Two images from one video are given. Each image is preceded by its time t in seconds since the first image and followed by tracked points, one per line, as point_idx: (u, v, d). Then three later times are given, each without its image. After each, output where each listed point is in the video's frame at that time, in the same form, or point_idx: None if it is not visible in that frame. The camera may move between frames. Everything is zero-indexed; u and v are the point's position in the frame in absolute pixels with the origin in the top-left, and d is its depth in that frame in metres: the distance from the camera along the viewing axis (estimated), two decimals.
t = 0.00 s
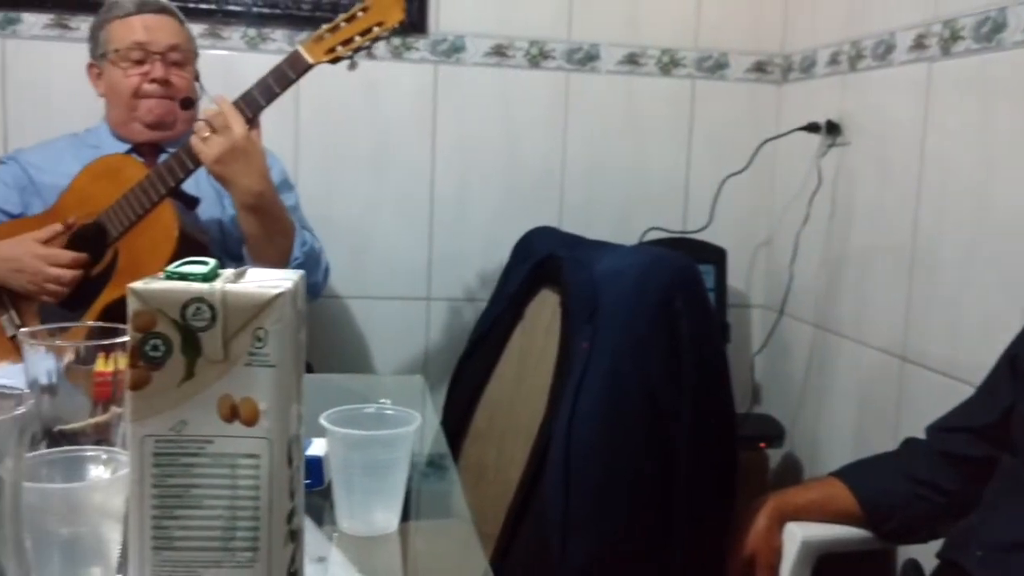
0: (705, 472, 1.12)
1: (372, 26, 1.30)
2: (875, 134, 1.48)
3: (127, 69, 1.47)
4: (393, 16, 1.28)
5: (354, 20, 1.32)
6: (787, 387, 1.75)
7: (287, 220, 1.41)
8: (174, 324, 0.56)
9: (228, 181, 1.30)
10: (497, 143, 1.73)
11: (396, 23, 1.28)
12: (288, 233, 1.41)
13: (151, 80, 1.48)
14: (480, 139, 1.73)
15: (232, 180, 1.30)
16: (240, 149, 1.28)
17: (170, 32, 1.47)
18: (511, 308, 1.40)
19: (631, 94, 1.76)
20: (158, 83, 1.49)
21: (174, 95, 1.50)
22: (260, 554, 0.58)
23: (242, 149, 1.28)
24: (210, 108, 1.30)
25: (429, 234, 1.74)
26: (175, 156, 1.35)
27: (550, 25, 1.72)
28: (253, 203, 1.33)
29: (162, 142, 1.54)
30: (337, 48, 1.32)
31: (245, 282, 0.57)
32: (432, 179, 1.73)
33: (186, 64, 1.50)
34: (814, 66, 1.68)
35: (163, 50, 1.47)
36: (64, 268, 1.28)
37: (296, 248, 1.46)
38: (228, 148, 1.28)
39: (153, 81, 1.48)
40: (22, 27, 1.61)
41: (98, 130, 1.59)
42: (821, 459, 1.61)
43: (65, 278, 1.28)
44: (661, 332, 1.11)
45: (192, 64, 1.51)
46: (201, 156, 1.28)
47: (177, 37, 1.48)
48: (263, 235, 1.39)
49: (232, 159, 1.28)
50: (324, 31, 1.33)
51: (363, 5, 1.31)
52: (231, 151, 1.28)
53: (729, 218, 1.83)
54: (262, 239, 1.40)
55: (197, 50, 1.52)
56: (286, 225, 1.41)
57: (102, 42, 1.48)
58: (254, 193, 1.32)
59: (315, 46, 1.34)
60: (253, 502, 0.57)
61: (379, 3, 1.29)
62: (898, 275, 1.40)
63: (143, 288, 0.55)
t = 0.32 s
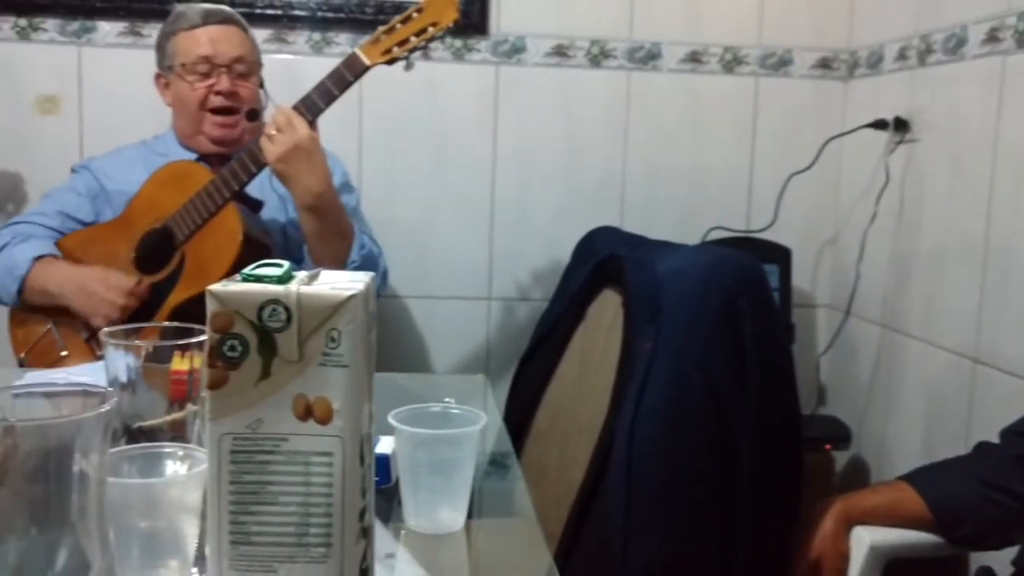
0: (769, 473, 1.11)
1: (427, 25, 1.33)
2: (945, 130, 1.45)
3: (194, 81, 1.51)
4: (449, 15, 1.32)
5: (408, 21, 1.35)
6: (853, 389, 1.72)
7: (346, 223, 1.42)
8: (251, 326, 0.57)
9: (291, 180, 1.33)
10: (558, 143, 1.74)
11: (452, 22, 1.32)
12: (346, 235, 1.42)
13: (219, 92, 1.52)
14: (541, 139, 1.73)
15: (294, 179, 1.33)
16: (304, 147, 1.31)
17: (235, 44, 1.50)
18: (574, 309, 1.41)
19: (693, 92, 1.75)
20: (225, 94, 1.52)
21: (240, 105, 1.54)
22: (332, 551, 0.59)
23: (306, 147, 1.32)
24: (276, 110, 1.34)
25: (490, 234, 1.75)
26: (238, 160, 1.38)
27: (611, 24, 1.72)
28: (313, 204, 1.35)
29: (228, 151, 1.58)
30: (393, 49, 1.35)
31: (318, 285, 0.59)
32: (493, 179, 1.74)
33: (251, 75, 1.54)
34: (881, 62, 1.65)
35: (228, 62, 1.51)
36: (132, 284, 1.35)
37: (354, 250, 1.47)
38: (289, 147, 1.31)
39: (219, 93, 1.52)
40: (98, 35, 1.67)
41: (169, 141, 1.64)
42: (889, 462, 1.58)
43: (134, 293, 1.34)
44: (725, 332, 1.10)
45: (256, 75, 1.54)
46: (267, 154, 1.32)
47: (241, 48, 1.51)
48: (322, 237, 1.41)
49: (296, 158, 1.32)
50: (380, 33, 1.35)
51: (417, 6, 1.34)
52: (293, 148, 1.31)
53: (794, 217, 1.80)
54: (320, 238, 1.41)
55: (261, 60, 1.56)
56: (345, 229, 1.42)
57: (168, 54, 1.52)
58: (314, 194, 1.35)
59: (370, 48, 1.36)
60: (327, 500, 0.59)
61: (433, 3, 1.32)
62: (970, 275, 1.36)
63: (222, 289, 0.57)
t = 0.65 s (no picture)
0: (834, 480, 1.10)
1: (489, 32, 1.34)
2: (1015, 130, 1.41)
3: (259, 88, 1.54)
4: (511, 21, 1.32)
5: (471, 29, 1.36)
6: (920, 396, 1.68)
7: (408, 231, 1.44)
8: (325, 331, 0.59)
9: (354, 190, 1.35)
10: (617, 146, 1.73)
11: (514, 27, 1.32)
12: (406, 243, 1.44)
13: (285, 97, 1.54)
14: (599, 143, 1.73)
15: (359, 188, 1.35)
16: (367, 157, 1.33)
17: (299, 48, 1.53)
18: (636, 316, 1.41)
19: (754, 94, 1.73)
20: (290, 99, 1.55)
21: (304, 110, 1.57)
22: (403, 553, 0.60)
23: (369, 158, 1.33)
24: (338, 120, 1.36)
25: (548, 238, 1.75)
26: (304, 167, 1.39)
27: (670, 27, 1.71)
28: (374, 213, 1.37)
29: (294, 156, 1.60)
30: (455, 56, 1.36)
31: (389, 291, 0.60)
32: (551, 184, 1.74)
33: (314, 78, 1.57)
34: (948, 61, 1.61)
35: (292, 66, 1.54)
36: (199, 294, 1.39)
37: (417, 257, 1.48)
38: (352, 157, 1.33)
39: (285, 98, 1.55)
40: (166, 46, 1.72)
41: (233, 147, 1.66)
42: (958, 471, 1.54)
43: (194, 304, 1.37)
44: (789, 337, 1.09)
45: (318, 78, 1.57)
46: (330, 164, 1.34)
47: (303, 52, 1.54)
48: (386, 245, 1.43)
49: (359, 168, 1.34)
50: (442, 40, 1.36)
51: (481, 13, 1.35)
52: (355, 159, 1.33)
53: (858, 220, 1.77)
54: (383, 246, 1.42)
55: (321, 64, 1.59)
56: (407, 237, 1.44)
57: (233, 62, 1.55)
58: (377, 203, 1.37)
59: (432, 55, 1.37)
60: (397, 502, 0.60)
61: (496, 10, 1.33)
62: None
63: (298, 297, 0.59)
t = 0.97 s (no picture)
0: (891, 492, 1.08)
1: (542, 37, 1.36)
2: None
3: (314, 95, 1.57)
4: (564, 26, 1.34)
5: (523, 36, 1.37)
6: (980, 407, 1.64)
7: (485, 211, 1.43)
8: (383, 337, 0.60)
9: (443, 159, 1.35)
10: (667, 153, 1.73)
11: (567, 32, 1.33)
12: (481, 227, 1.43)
13: (339, 105, 1.57)
14: (649, 150, 1.73)
15: (448, 160, 1.36)
16: (458, 128, 1.34)
17: (354, 57, 1.56)
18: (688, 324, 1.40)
19: (807, 101, 1.72)
20: (344, 106, 1.58)
21: (357, 117, 1.59)
22: (459, 558, 0.61)
23: (460, 130, 1.34)
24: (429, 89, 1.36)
25: (598, 246, 1.75)
26: (360, 170, 1.41)
27: (722, 34, 1.71)
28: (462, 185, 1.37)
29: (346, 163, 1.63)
30: (510, 62, 1.37)
31: (445, 299, 0.61)
32: (601, 191, 1.74)
33: (367, 87, 1.59)
34: (1009, 64, 1.58)
35: (346, 74, 1.56)
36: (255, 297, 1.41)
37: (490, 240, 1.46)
38: (446, 125, 1.33)
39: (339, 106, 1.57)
40: (222, 57, 1.75)
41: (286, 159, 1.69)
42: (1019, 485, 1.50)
43: (253, 292, 1.40)
44: (843, 346, 1.07)
45: (372, 86, 1.60)
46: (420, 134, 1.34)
47: (357, 61, 1.56)
48: (463, 225, 1.41)
49: (451, 138, 1.34)
50: (495, 47, 1.37)
51: (533, 20, 1.37)
52: (449, 127, 1.33)
53: (914, 228, 1.74)
54: (460, 224, 1.41)
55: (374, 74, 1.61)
56: (483, 218, 1.44)
57: (288, 71, 1.58)
58: (465, 176, 1.36)
59: (485, 62, 1.37)
60: (453, 508, 0.60)
61: (550, 17, 1.35)
62: None
63: (356, 303, 0.60)
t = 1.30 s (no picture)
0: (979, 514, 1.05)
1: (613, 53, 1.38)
2: None
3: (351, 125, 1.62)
4: (634, 41, 1.37)
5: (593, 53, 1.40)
6: None
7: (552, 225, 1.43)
8: (465, 354, 0.61)
9: (512, 170, 1.37)
10: (745, 169, 1.71)
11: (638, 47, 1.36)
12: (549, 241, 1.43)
13: (363, 134, 1.59)
14: (727, 166, 1.72)
15: (515, 170, 1.38)
16: (530, 136, 1.37)
17: (378, 86, 1.57)
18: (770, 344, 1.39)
19: (891, 114, 1.68)
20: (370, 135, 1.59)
21: (382, 145, 1.59)
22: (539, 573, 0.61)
23: (531, 139, 1.37)
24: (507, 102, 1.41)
25: (675, 263, 1.75)
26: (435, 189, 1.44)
27: (801, 48, 1.69)
28: (529, 195, 1.38)
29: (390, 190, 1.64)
30: (579, 79, 1.39)
31: (526, 317, 0.61)
32: (679, 209, 1.73)
33: (392, 114, 1.58)
34: None
35: (367, 104, 1.58)
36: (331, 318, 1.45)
37: (557, 254, 1.44)
38: (516, 135, 1.36)
39: (364, 135, 1.59)
40: (306, 81, 1.80)
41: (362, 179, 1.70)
42: None
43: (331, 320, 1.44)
44: (929, 366, 1.05)
45: (399, 113, 1.58)
46: (492, 140, 1.37)
47: (378, 89, 1.57)
48: (529, 236, 1.41)
49: (521, 147, 1.37)
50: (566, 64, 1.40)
51: (603, 37, 1.40)
52: (518, 137, 1.36)
53: (1006, 244, 1.68)
54: (524, 235, 1.41)
55: (416, 99, 1.58)
56: (551, 231, 1.43)
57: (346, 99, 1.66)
58: (530, 185, 1.38)
59: (556, 80, 1.40)
60: (534, 523, 0.61)
61: (620, 34, 1.38)
62: None
63: (439, 321, 0.61)
